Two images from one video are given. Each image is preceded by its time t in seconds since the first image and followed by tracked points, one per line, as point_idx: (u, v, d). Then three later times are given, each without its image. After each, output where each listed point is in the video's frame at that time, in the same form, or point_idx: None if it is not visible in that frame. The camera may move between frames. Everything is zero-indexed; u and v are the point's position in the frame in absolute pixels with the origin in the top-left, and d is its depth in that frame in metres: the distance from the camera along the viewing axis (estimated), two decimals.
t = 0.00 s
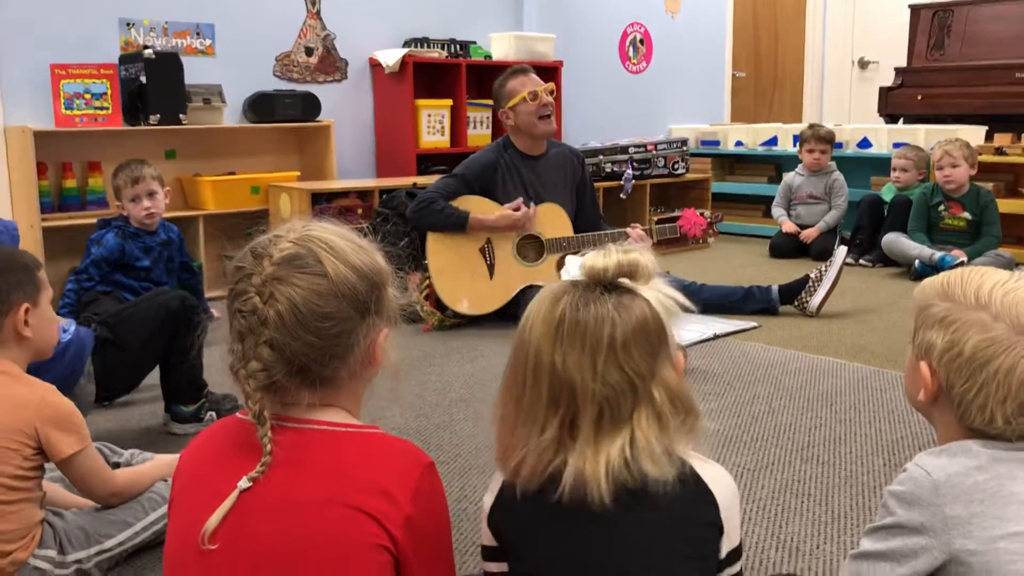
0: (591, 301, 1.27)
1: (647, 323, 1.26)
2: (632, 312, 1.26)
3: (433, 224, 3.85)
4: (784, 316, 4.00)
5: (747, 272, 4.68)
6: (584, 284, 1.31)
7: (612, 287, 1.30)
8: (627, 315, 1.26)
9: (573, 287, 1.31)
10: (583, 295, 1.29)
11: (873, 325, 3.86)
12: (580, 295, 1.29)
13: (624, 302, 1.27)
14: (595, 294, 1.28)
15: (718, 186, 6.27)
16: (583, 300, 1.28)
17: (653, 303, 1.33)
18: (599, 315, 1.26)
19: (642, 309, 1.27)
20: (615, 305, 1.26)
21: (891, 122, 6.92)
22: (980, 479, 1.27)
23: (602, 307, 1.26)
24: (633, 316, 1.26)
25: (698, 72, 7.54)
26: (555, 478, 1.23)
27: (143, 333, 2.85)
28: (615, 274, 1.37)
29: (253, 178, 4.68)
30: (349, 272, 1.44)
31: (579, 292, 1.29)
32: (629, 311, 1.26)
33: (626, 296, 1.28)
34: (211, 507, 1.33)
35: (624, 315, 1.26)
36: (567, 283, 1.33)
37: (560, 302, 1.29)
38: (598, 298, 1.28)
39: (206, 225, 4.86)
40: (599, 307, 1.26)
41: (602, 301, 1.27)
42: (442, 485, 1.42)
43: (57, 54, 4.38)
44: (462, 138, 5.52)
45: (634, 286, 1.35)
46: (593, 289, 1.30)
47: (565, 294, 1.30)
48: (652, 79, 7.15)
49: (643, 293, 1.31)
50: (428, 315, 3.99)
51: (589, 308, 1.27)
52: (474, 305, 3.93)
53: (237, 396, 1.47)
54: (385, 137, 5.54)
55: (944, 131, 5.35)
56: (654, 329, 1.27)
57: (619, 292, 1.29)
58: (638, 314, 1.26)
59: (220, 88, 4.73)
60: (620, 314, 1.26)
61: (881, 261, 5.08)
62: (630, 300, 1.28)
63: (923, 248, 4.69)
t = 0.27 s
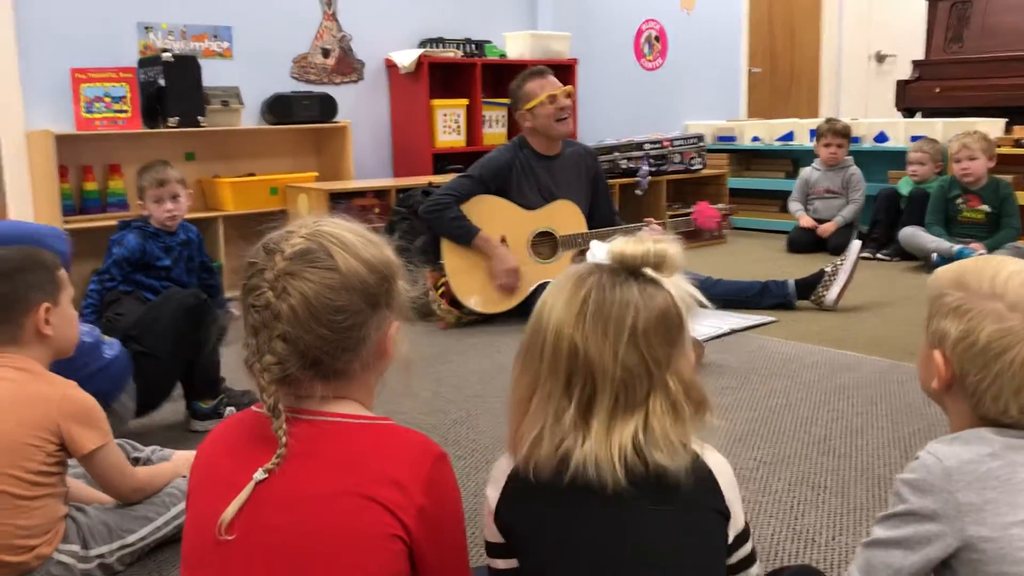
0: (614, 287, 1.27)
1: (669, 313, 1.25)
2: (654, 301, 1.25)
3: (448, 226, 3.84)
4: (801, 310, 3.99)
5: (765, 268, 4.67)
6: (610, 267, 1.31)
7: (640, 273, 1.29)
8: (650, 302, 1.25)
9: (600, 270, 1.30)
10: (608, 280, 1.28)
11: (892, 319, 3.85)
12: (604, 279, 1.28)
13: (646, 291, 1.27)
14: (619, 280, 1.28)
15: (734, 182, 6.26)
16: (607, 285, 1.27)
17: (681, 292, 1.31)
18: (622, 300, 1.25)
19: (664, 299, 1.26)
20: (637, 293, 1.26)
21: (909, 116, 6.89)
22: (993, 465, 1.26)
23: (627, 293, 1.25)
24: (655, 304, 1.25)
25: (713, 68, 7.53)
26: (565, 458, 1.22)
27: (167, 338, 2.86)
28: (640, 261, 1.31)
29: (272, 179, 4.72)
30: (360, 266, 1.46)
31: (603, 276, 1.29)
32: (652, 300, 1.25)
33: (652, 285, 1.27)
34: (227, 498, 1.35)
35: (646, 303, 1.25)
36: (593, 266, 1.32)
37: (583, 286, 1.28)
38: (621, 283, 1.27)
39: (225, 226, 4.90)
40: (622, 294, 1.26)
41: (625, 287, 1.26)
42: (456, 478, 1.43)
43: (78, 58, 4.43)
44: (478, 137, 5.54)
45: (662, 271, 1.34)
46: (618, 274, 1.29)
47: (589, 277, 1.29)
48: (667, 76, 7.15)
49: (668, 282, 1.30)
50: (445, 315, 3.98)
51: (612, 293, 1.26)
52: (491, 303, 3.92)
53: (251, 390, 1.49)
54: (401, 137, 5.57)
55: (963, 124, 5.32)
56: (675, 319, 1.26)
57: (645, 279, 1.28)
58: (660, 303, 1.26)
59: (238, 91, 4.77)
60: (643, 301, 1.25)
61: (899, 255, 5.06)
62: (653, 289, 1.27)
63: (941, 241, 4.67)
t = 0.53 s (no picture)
0: (580, 268, 1.21)
1: (637, 293, 1.20)
2: (619, 280, 1.20)
3: (454, 224, 3.88)
4: (803, 315, 3.98)
5: (767, 273, 4.65)
6: (573, 250, 1.25)
7: (604, 256, 1.24)
8: (617, 283, 1.20)
9: (562, 253, 1.25)
10: (574, 262, 1.22)
11: (894, 324, 3.83)
12: (568, 261, 1.23)
13: (613, 271, 1.21)
14: (585, 261, 1.22)
15: (737, 188, 6.25)
16: (572, 267, 1.22)
17: (648, 273, 1.25)
18: (590, 281, 1.20)
19: (632, 279, 1.21)
20: (605, 273, 1.20)
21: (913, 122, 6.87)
22: (996, 464, 1.23)
23: (595, 274, 1.20)
24: (622, 284, 1.20)
25: (717, 73, 7.52)
26: (539, 445, 1.18)
27: (170, 338, 2.88)
28: (607, 241, 1.30)
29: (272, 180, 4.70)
30: (359, 258, 1.44)
31: (567, 258, 1.23)
32: (620, 280, 1.20)
33: (617, 265, 1.22)
34: (223, 491, 1.32)
35: (613, 283, 1.20)
36: (557, 249, 1.26)
37: (549, 268, 1.22)
38: (588, 264, 1.22)
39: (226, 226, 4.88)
40: (590, 275, 1.20)
41: (591, 268, 1.21)
42: (455, 473, 1.41)
43: (79, 58, 4.42)
44: (480, 140, 5.53)
45: (625, 254, 1.28)
46: (581, 256, 1.24)
47: (554, 260, 1.23)
48: (671, 81, 7.15)
49: (633, 262, 1.25)
50: (446, 315, 4.02)
51: (577, 274, 1.21)
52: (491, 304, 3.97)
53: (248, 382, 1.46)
54: (403, 139, 5.56)
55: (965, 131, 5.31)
56: (643, 298, 1.21)
57: (610, 260, 1.23)
58: (628, 283, 1.20)
59: (239, 91, 4.76)
60: (611, 282, 1.20)
61: (902, 262, 5.05)
62: (620, 270, 1.22)
63: (944, 248, 4.66)
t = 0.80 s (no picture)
0: (626, 272, 1.20)
1: (683, 294, 1.20)
2: (665, 283, 1.19)
3: (459, 227, 3.86)
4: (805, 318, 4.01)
5: (768, 276, 4.68)
6: (616, 255, 1.24)
7: (645, 259, 1.23)
8: (664, 285, 1.19)
9: (605, 258, 1.24)
10: (617, 266, 1.21)
11: (895, 326, 3.86)
12: (614, 265, 1.21)
13: (658, 273, 1.20)
14: (629, 265, 1.21)
15: (737, 192, 6.28)
16: (617, 270, 1.20)
17: (690, 273, 1.25)
18: (636, 285, 1.19)
19: (678, 281, 1.20)
20: (651, 276, 1.20)
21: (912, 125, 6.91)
22: (1002, 465, 1.25)
23: (641, 278, 1.19)
24: (668, 286, 1.19)
25: (717, 78, 7.56)
26: (595, 454, 1.15)
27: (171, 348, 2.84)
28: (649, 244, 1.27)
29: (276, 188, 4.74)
30: (369, 265, 1.46)
31: (611, 262, 1.22)
32: (666, 282, 1.19)
33: (660, 267, 1.21)
34: (238, 495, 1.35)
35: (660, 287, 1.19)
36: (597, 255, 1.26)
37: (593, 274, 1.21)
38: (633, 268, 1.21)
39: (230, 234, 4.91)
40: (636, 279, 1.19)
41: (638, 271, 1.20)
42: (464, 476, 1.43)
43: (84, 67, 4.46)
44: (482, 146, 5.56)
45: (667, 258, 1.28)
46: (624, 260, 1.23)
47: (598, 265, 1.22)
48: (671, 86, 7.18)
49: (676, 265, 1.24)
50: (450, 320, 4.01)
51: (624, 277, 1.20)
52: (497, 307, 3.93)
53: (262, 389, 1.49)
54: (405, 146, 5.59)
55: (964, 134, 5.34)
56: (689, 300, 1.20)
57: (653, 263, 1.22)
58: (674, 285, 1.20)
59: (243, 100, 4.79)
60: (657, 285, 1.19)
61: (902, 264, 5.09)
62: (665, 271, 1.21)
63: (945, 250, 4.69)
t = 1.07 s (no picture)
0: (707, 262, 1.25)
1: (760, 289, 1.25)
2: (744, 278, 1.24)
3: (465, 226, 3.86)
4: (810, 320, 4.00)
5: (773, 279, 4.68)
6: (696, 245, 1.29)
7: (725, 251, 1.28)
8: (743, 279, 1.24)
9: (686, 247, 1.29)
10: (698, 256, 1.26)
11: (901, 329, 3.85)
12: (695, 256, 1.26)
13: (737, 267, 1.25)
14: (709, 255, 1.26)
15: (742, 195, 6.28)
16: (699, 260, 1.25)
17: (764, 269, 1.30)
18: (717, 276, 1.23)
19: (754, 277, 1.25)
20: (732, 269, 1.24)
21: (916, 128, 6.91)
22: (1014, 469, 1.25)
23: (722, 270, 1.24)
24: (747, 280, 1.24)
25: (721, 80, 7.55)
26: (665, 440, 1.19)
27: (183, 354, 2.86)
28: (732, 237, 1.33)
29: (281, 191, 4.74)
30: (378, 267, 1.46)
31: (692, 253, 1.27)
32: (746, 276, 1.24)
33: (738, 260, 1.26)
34: (248, 497, 1.35)
35: (739, 280, 1.24)
36: (676, 244, 1.30)
37: (673, 263, 1.26)
38: (714, 259, 1.25)
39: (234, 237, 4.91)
40: (717, 271, 1.24)
41: (717, 263, 1.25)
42: (472, 477, 1.43)
43: (89, 72, 4.46)
44: (486, 149, 5.56)
45: (744, 251, 1.33)
46: (705, 250, 1.27)
47: (679, 254, 1.27)
48: (675, 89, 7.18)
49: (752, 261, 1.29)
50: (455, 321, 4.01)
51: (707, 268, 1.24)
52: (500, 309, 3.93)
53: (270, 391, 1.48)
54: (409, 150, 5.59)
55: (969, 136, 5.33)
56: (764, 296, 1.25)
57: (732, 256, 1.27)
58: (753, 280, 1.25)
59: (248, 103, 4.79)
60: (737, 277, 1.24)
61: (908, 266, 5.09)
62: (742, 265, 1.26)
63: (950, 253, 4.69)
